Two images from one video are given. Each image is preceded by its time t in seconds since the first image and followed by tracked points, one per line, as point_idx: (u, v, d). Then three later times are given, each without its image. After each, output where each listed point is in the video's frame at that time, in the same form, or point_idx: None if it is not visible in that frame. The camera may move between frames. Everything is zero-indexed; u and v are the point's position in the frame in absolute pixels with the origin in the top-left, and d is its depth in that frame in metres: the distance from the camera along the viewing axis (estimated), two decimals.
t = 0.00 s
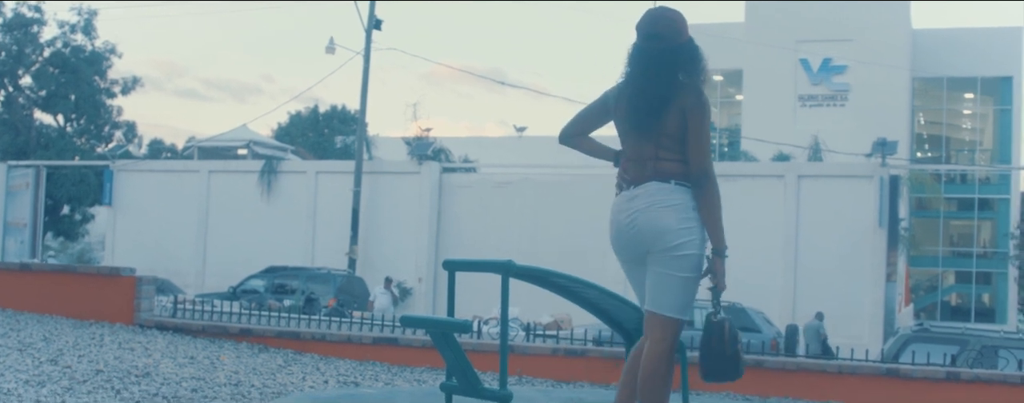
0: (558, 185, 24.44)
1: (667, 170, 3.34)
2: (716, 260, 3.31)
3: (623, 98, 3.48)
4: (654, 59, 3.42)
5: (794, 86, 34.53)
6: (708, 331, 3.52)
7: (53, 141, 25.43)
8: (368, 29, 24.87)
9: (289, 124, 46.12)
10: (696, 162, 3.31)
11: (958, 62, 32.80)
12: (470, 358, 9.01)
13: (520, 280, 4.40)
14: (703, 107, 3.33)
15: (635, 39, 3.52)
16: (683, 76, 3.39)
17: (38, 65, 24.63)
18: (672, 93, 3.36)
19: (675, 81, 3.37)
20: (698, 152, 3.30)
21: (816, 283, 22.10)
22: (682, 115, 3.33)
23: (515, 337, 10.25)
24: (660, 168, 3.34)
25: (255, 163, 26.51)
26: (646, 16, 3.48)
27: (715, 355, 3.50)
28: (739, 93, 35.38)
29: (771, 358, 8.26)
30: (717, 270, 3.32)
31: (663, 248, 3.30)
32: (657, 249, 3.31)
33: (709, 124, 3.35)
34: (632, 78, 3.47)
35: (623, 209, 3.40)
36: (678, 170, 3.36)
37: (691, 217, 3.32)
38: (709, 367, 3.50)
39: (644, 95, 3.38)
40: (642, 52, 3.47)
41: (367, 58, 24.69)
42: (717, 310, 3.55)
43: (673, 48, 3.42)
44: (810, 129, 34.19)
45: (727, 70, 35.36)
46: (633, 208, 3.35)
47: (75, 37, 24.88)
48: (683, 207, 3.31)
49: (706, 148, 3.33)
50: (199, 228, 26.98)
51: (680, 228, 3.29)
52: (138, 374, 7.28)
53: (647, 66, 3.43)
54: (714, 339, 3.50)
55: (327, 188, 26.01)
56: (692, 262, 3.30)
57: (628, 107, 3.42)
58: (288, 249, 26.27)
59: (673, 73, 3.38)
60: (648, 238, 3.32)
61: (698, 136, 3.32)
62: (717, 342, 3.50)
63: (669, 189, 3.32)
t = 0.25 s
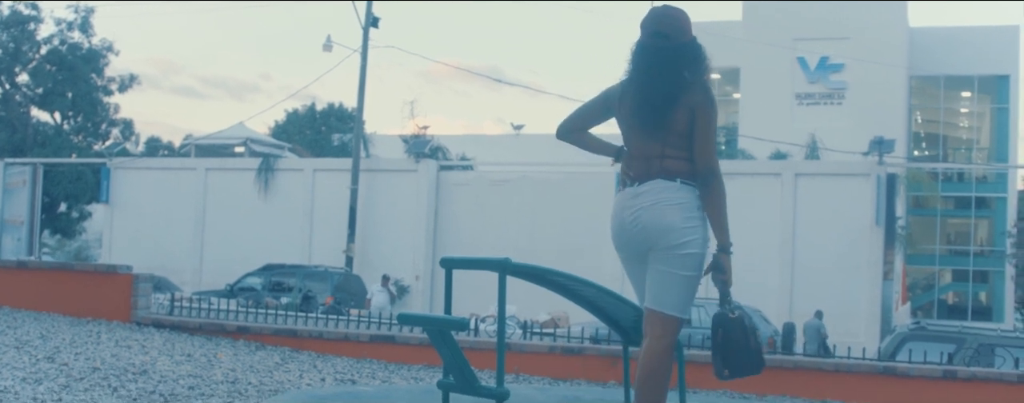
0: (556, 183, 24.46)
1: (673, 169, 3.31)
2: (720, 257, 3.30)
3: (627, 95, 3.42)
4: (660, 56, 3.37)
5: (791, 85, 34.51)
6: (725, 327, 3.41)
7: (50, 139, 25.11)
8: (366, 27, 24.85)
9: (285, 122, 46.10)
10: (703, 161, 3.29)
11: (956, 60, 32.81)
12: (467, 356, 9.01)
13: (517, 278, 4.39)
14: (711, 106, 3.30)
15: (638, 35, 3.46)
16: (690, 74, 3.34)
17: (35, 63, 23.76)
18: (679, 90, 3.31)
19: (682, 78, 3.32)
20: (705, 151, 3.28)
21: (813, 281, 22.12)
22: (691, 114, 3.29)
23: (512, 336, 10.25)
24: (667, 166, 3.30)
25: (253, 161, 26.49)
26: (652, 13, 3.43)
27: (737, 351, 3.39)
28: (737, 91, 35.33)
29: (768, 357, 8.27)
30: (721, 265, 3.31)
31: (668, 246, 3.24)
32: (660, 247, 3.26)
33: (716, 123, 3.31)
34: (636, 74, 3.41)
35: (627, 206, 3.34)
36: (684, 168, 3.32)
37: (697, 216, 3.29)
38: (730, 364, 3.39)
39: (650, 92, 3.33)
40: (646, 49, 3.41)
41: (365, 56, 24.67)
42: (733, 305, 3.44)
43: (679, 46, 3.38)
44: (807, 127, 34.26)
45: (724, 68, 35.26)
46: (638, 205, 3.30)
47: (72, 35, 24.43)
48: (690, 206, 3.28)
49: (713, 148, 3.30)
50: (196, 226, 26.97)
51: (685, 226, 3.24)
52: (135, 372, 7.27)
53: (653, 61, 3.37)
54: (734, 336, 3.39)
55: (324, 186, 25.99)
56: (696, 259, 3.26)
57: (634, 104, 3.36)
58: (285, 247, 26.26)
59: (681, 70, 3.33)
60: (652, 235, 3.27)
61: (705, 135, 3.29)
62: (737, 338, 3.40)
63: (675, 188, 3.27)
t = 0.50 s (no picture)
0: (554, 182, 24.51)
1: (677, 166, 3.31)
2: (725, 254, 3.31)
3: (630, 91, 3.42)
4: (663, 56, 3.39)
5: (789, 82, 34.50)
6: (741, 325, 3.38)
7: (47, 136, 24.96)
8: (363, 24, 24.84)
9: (283, 119, 46.09)
10: (708, 160, 3.31)
11: (954, 58, 32.78)
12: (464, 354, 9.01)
13: (515, 275, 4.38)
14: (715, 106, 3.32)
15: (641, 35, 3.48)
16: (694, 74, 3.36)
17: (32, 60, 23.92)
18: (684, 89, 3.33)
19: (686, 77, 3.34)
20: (710, 149, 3.30)
21: (811, 279, 22.14)
22: (695, 112, 3.31)
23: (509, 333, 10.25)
24: (670, 163, 3.31)
25: (250, 158, 26.46)
26: (656, 13, 3.44)
27: (753, 348, 3.35)
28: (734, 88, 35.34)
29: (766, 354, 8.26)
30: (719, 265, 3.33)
31: (669, 242, 3.24)
32: (661, 244, 3.25)
33: (720, 122, 3.34)
34: (638, 73, 3.43)
35: (629, 203, 3.34)
36: (688, 166, 3.33)
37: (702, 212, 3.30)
38: (748, 361, 3.35)
39: (654, 90, 3.34)
40: (650, 48, 3.43)
41: (362, 53, 24.66)
42: (746, 304, 3.43)
43: (683, 46, 3.40)
44: (805, 125, 34.09)
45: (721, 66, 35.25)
46: (640, 201, 3.29)
47: (69, 32, 24.46)
48: (695, 203, 3.28)
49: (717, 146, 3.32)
50: (193, 224, 26.96)
51: (686, 223, 3.24)
52: (133, 368, 7.27)
53: (657, 61, 3.38)
54: (748, 334, 3.37)
55: (322, 184, 25.96)
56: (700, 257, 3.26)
57: (638, 101, 3.37)
58: (283, 244, 26.25)
59: (684, 70, 3.35)
60: (653, 232, 3.26)
61: (710, 134, 3.31)
62: (754, 335, 3.37)
63: (678, 184, 3.28)
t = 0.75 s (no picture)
0: (552, 180, 24.47)
1: (680, 166, 3.33)
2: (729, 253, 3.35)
3: (632, 91, 3.42)
4: (667, 56, 3.39)
5: (788, 81, 34.50)
6: (747, 323, 3.42)
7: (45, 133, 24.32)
8: (361, 22, 24.81)
9: (281, 117, 46.12)
10: (711, 160, 3.34)
11: (952, 56, 32.70)
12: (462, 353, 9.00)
13: (513, 273, 4.37)
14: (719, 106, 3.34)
15: (644, 34, 3.47)
16: (698, 74, 3.37)
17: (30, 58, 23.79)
18: (688, 89, 3.34)
19: (690, 77, 3.35)
20: (714, 150, 3.33)
21: (809, 277, 22.17)
22: (699, 112, 3.33)
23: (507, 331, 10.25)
24: (673, 163, 3.33)
25: (248, 156, 26.44)
26: (659, 13, 3.44)
27: (758, 346, 3.39)
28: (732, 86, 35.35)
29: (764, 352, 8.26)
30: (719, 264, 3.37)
31: (671, 241, 3.25)
32: (662, 242, 3.26)
33: (723, 122, 3.36)
34: (641, 72, 3.43)
35: (630, 201, 3.34)
36: (690, 166, 3.35)
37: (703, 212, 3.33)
38: (754, 359, 3.40)
39: (658, 90, 3.34)
40: (653, 48, 3.42)
41: (360, 51, 24.63)
42: (750, 303, 3.46)
43: (687, 46, 3.40)
44: (802, 123, 34.25)
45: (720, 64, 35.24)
46: (642, 200, 3.30)
47: (67, 29, 24.46)
48: (698, 202, 3.30)
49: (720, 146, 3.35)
50: (191, 222, 26.95)
51: (687, 222, 3.25)
52: (130, 367, 7.26)
53: (661, 61, 3.38)
54: (754, 332, 3.40)
55: (320, 182, 25.94)
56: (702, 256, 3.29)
57: (642, 100, 3.37)
58: (281, 242, 26.25)
59: (688, 69, 3.36)
60: (655, 229, 3.27)
61: (713, 134, 3.33)
62: (761, 333, 3.41)
63: (682, 184, 3.29)
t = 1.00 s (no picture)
0: (550, 179, 24.45)
1: (682, 167, 3.36)
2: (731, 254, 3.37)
3: (634, 93, 3.46)
4: (669, 59, 3.44)
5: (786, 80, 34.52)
6: (743, 322, 3.43)
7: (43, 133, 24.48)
8: (359, 22, 24.81)
9: (280, 116, 46.10)
10: (712, 161, 3.38)
11: (951, 55, 32.72)
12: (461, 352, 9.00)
13: (511, 272, 4.37)
14: (721, 107, 3.38)
15: (645, 37, 3.53)
16: (700, 77, 3.41)
17: (27, 58, 23.53)
18: (691, 90, 3.37)
19: (691, 79, 3.40)
20: (715, 152, 3.37)
21: (807, 276, 22.20)
22: (702, 113, 3.36)
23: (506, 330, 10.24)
24: (676, 164, 3.35)
25: (247, 156, 26.42)
26: (661, 16, 3.50)
27: (755, 345, 3.40)
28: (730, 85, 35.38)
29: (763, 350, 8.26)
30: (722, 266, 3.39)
31: (674, 240, 3.26)
32: (665, 241, 3.27)
33: (724, 124, 3.40)
34: (643, 73, 3.47)
35: (634, 201, 3.36)
36: (692, 167, 3.38)
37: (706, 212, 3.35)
38: (751, 358, 3.40)
39: (661, 92, 3.39)
40: (654, 51, 3.48)
41: (359, 50, 24.63)
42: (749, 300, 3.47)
43: (689, 49, 3.45)
44: (801, 122, 34.27)
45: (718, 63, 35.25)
46: (645, 200, 3.32)
47: (66, 28, 24.30)
48: (700, 204, 3.32)
49: (722, 148, 3.39)
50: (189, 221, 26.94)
51: (690, 221, 3.27)
52: (129, 366, 7.26)
53: (661, 66, 3.43)
54: (752, 331, 3.41)
55: (318, 181, 25.93)
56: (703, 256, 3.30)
57: (645, 102, 3.41)
58: (279, 241, 26.25)
59: (689, 73, 3.41)
60: (658, 229, 3.29)
61: (713, 136, 3.38)
62: (758, 333, 3.42)
63: (685, 184, 3.32)
